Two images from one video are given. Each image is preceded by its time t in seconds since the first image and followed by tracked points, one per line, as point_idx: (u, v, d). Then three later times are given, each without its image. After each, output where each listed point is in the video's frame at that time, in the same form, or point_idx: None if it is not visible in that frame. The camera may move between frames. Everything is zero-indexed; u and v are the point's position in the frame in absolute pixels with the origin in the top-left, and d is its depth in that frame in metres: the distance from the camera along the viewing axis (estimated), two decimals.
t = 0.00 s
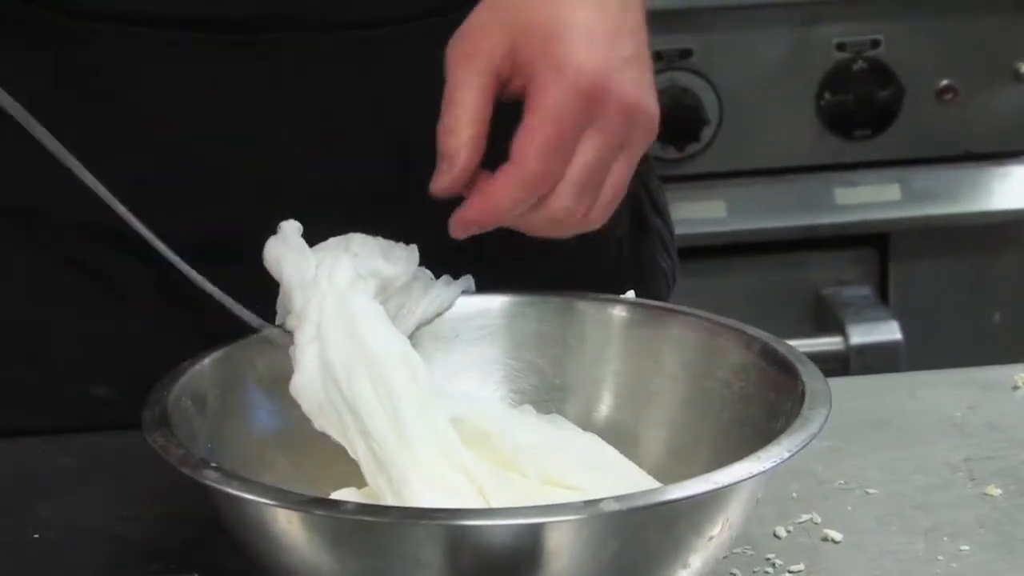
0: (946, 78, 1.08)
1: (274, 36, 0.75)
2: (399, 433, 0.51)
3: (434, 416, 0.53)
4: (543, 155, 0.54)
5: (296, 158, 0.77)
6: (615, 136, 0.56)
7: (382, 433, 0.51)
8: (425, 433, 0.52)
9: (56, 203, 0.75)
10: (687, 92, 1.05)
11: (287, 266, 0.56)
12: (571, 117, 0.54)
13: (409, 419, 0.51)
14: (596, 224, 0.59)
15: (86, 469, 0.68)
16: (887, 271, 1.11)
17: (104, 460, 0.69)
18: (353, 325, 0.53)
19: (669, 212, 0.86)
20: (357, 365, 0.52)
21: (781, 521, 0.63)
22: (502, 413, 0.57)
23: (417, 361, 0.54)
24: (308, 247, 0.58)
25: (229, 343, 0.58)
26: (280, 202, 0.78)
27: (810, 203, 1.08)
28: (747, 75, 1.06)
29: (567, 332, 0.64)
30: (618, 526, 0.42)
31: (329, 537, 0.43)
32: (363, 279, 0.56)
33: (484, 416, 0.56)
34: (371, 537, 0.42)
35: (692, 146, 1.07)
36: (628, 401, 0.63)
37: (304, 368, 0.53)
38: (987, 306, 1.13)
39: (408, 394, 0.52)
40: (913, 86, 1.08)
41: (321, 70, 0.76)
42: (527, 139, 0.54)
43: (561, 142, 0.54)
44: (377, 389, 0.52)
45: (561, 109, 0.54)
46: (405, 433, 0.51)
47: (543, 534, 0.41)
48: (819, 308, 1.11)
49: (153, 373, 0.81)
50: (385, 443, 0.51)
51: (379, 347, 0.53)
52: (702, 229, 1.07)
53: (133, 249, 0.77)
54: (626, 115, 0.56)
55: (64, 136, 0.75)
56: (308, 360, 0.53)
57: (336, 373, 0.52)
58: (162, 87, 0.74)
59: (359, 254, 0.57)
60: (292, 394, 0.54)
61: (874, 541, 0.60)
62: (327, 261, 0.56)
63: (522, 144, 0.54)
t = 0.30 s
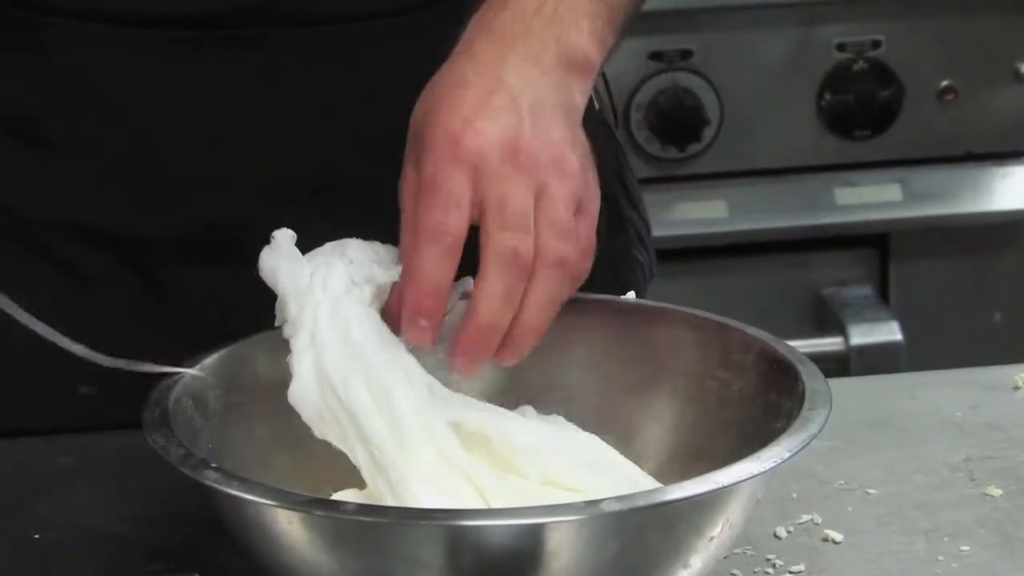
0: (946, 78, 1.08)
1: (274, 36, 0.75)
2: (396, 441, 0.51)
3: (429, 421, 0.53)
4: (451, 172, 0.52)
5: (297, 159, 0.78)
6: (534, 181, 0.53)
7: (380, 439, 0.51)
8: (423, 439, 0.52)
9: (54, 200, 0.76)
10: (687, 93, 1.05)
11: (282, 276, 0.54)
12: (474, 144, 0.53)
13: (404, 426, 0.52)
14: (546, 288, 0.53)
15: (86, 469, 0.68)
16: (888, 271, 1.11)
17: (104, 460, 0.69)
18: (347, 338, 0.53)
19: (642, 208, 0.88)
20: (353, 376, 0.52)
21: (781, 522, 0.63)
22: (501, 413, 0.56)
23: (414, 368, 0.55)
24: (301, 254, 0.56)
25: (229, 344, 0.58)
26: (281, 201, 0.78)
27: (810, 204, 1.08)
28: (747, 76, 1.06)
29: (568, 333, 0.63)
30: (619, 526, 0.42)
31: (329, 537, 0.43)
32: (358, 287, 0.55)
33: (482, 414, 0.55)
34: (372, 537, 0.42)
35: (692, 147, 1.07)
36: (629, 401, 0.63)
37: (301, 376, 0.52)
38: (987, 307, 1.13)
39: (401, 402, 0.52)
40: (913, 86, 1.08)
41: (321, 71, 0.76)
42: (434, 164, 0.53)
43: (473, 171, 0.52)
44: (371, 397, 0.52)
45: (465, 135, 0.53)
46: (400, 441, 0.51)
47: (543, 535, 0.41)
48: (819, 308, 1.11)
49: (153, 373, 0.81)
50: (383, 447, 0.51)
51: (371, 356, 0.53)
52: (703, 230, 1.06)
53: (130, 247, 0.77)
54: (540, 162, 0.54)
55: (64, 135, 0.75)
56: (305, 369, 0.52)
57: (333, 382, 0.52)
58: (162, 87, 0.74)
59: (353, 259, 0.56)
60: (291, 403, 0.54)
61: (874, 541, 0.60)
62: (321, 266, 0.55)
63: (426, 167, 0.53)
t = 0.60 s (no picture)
0: (946, 78, 1.08)
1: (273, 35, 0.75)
2: (394, 444, 0.51)
3: (428, 420, 0.53)
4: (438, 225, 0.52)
5: (297, 157, 0.78)
6: (524, 226, 0.52)
7: (379, 441, 0.51)
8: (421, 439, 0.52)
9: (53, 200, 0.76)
10: (686, 92, 1.05)
11: (278, 284, 0.54)
12: (464, 196, 0.53)
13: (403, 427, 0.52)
14: (545, 316, 0.51)
15: (87, 468, 0.68)
16: (888, 270, 1.11)
17: (103, 459, 0.69)
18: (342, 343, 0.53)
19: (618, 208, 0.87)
20: (348, 380, 0.52)
21: (781, 521, 0.63)
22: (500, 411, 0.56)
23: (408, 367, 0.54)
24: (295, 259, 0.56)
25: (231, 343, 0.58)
26: (282, 200, 0.78)
27: (810, 203, 1.08)
28: (747, 75, 1.06)
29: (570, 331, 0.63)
30: (619, 525, 0.42)
31: (328, 536, 0.43)
32: (352, 291, 0.55)
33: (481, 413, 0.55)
34: (371, 537, 0.42)
35: (692, 146, 1.07)
36: (628, 400, 0.63)
37: (297, 380, 0.52)
38: (987, 306, 1.13)
39: (398, 403, 0.52)
40: (913, 86, 1.08)
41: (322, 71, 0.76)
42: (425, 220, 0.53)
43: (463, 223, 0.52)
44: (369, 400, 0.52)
45: (454, 189, 0.53)
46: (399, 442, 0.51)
47: (542, 534, 0.41)
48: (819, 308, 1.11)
49: (153, 373, 0.81)
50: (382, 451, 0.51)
51: (364, 358, 0.53)
52: (703, 229, 1.06)
53: (129, 247, 0.77)
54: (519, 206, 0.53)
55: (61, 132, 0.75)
56: (301, 373, 0.52)
57: (330, 386, 0.52)
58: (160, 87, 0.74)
59: (349, 263, 0.56)
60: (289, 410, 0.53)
61: (873, 540, 0.60)
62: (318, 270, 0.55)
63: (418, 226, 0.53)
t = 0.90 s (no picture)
0: (946, 76, 1.08)
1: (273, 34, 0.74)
2: (409, 430, 0.51)
3: (442, 403, 0.52)
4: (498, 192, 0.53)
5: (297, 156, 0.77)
6: (568, 211, 0.54)
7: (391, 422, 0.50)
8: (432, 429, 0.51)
9: (52, 197, 0.76)
10: (687, 91, 1.06)
11: (293, 270, 0.53)
12: (521, 171, 0.54)
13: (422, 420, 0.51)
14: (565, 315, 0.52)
15: (88, 467, 0.68)
16: (888, 269, 1.11)
17: (103, 459, 0.69)
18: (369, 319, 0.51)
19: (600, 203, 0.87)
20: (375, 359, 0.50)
21: (782, 519, 0.63)
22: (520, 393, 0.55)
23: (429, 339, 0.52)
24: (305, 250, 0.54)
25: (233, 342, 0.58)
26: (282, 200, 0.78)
27: (810, 202, 1.08)
28: (747, 74, 1.06)
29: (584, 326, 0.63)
30: (622, 523, 0.42)
31: (330, 535, 0.43)
32: (375, 258, 0.53)
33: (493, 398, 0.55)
34: (373, 536, 0.42)
35: (692, 145, 1.07)
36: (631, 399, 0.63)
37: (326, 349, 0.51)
38: (987, 305, 1.13)
39: (418, 381, 0.51)
40: (913, 85, 1.08)
41: (323, 70, 0.76)
42: (479, 182, 0.53)
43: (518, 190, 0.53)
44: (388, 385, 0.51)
45: (509, 164, 0.54)
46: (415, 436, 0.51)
47: (544, 533, 0.41)
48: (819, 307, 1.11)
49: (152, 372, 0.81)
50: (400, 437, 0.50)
51: (393, 334, 0.51)
52: (703, 228, 1.06)
53: (128, 244, 0.77)
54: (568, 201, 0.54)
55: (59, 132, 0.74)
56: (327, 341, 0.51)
57: (353, 354, 0.50)
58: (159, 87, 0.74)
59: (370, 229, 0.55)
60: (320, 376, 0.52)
61: (873, 539, 0.60)
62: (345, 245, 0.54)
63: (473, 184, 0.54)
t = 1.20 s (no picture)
0: (948, 81, 1.08)
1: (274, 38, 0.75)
2: (426, 428, 0.51)
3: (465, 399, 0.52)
4: (550, 173, 0.55)
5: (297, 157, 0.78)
6: (608, 215, 0.56)
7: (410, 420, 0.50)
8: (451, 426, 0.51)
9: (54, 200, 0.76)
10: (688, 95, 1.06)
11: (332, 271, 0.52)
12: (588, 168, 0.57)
13: (438, 418, 0.51)
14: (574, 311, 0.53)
15: (89, 471, 0.68)
16: (890, 273, 1.11)
17: (105, 462, 0.69)
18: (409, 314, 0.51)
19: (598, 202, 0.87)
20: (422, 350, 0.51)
21: (785, 523, 0.63)
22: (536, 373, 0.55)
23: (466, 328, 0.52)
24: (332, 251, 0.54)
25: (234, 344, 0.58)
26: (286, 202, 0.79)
27: (813, 206, 1.08)
28: (749, 78, 1.06)
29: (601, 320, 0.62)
30: (626, 527, 0.42)
31: (334, 539, 0.43)
32: (417, 248, 0.53)
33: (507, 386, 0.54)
34: (377, 540, 0.42)
35: (693, 149, 1.08)
36: (636, 405, 0.62)
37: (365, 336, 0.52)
38: (990, 309, 1.13)
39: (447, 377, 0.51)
40: (915, 88, 1.08)
41: (323, 73, 0.76)
42: (535, 160, 0.55)
43: (568, 181, 0.56)
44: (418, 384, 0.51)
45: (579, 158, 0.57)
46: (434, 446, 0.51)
47: (547, 536, 0.41)
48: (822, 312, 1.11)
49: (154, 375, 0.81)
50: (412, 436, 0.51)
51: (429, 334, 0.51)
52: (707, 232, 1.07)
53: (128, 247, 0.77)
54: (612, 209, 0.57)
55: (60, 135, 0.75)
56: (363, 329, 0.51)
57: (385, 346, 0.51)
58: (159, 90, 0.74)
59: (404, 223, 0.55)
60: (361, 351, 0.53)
61: (875, 543, 0.60)
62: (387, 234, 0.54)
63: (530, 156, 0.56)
